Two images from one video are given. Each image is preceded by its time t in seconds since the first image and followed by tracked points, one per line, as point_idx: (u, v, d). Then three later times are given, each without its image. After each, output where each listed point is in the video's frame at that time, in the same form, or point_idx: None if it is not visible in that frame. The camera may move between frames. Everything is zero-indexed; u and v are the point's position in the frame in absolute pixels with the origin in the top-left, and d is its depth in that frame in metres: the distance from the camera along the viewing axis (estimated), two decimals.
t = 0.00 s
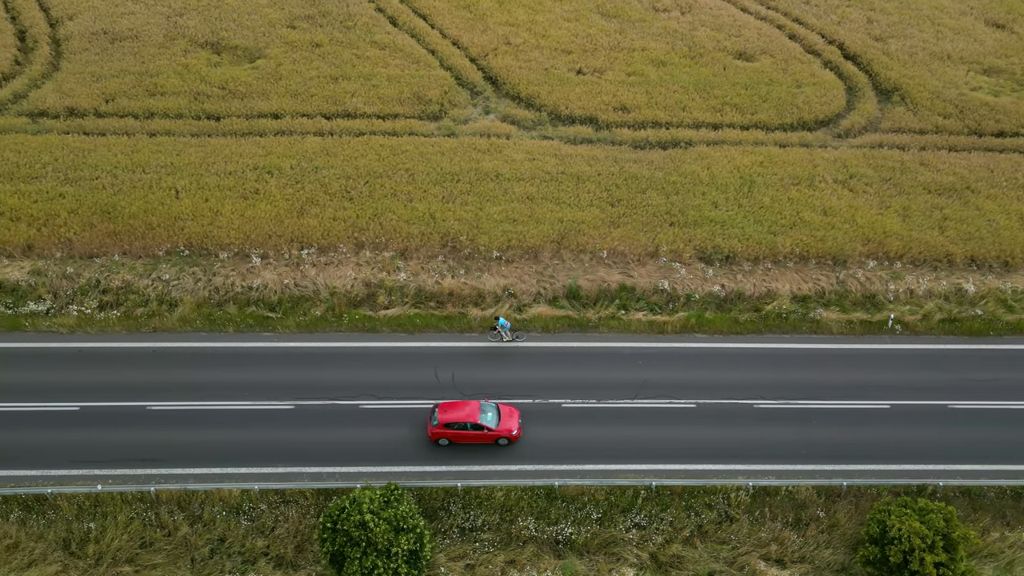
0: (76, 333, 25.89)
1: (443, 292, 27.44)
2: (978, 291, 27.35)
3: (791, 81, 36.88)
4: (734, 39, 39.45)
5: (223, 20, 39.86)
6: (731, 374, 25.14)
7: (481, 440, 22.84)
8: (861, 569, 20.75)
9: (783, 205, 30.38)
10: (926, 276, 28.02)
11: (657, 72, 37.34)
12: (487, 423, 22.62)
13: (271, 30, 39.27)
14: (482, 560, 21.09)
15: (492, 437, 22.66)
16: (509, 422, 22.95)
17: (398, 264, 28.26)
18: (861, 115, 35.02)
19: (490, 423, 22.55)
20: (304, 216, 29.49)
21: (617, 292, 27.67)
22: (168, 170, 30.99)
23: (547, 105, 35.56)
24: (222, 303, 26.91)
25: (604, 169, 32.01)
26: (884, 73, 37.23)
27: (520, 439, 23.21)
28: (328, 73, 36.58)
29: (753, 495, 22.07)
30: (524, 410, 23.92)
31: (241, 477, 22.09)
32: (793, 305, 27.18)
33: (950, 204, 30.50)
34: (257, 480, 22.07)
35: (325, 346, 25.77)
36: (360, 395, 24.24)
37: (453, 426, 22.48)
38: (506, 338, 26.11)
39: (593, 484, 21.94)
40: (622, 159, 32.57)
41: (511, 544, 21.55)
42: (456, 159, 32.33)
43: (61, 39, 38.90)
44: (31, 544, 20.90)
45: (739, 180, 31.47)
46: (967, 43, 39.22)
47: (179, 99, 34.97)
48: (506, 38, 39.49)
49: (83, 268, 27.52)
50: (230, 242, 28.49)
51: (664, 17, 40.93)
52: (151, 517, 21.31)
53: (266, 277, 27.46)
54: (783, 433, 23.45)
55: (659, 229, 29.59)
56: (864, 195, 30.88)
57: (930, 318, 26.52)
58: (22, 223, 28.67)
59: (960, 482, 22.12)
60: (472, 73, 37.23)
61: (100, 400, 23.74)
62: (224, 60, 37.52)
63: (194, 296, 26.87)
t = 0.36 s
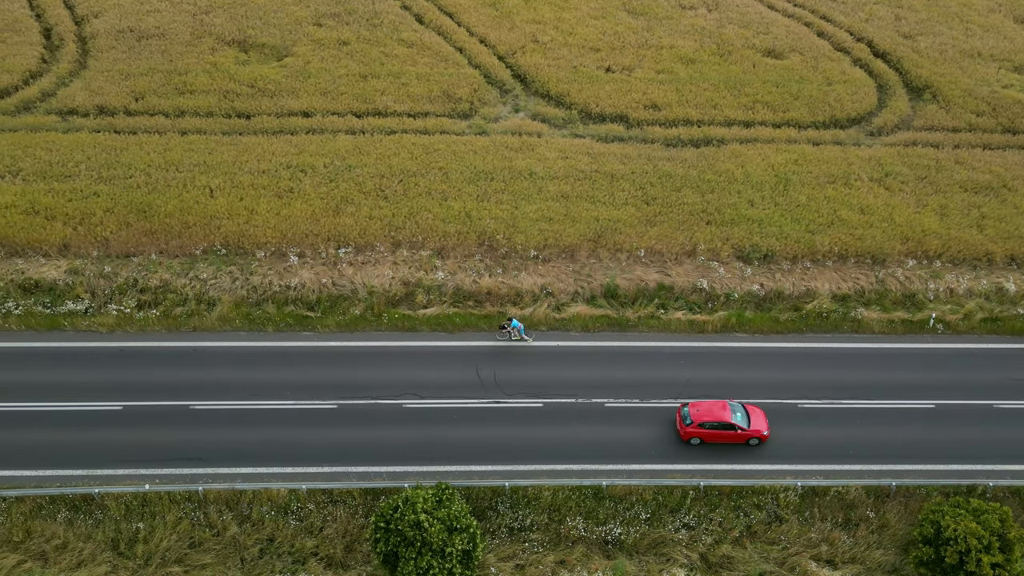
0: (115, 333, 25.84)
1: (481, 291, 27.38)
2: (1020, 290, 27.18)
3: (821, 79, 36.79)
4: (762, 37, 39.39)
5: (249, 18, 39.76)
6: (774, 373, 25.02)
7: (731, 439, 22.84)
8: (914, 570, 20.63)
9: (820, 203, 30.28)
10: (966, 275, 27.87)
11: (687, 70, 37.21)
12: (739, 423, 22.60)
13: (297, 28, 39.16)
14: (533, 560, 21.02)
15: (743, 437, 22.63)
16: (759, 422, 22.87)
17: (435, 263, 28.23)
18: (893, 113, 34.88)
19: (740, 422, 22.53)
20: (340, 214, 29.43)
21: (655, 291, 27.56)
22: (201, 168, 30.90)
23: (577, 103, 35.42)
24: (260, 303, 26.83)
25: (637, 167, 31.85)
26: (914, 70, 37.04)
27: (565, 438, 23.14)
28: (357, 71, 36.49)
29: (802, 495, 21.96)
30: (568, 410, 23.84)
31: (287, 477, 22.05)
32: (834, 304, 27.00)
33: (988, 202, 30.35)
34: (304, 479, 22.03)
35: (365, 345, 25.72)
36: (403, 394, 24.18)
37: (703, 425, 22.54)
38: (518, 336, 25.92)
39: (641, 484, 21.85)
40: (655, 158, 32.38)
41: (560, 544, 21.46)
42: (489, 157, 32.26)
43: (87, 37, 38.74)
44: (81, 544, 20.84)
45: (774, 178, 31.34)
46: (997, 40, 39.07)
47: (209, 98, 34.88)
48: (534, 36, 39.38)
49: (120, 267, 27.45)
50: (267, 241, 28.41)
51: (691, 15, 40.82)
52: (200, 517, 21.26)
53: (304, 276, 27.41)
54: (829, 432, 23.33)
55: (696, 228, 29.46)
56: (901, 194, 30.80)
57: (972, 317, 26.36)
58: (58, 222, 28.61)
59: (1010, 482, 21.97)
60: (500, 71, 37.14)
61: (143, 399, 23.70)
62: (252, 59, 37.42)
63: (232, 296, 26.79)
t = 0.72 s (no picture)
0: (152, 332, 25.80)
1: (517, 290, 27.29)
2: None
3: (850, 77, 36.61)
4: (789, 35, 39.28)
5: (274, 16, 39.64)
6: (814, 373, 24.88)
7: (962, 440, 22.62)
8: (964, 571, 20.48)
9: (854, 202, 30.16)
10: (1004, 274, 27.68)
11: (714, 68, 37.07)
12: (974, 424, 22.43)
13: (322, 26, 39.03)
14: (579, 561, 20.94)
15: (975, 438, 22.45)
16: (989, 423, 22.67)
17: (470, 262, 28.17)
18: (924, 111, 34.71)
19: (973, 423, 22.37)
20: (373, 213, 29.36)
21: (691, 290, 27.41)
22: (232, 167, 30.81)
23: (605, 101, 35.26)
24: (296, 302, 26.75)
25: (669, 165, 31.66)
26: (944, 67, 36.83)
27: (607, 438, 23.08)
28: (383, 69, 36.38)
29: (848, 496, 21.85)
30: (608, 410, 23.75)
31: (330, 476, 22.01)
32: (872, 303, 26.81)
33: None
34: (347, 479, 21.98)
35: (403, 345, 25.65)
36: (442, 394, 24.11)
37: (936, 426, 22.31)
38: (526, 335, 25.84)
39: (685, 484, 21.76)
40: (687, 156, 32.22)
41: (606, 544, 21.37)
42: (520, 156, 32.13)
43: (111, 34, 38.57)
44: (126, 544, 20.77)
45: (807, 176, 31.22)
46: None
47: (237, 96, 34.76)
48: (559, 33, 39.23)
49: (155, 266, 27.38)
50: (301, 239, 28.32)
51: (717, 12, 40.66)
52: (245, 516, 21.22)
53: (339, 275, 27.37)
54: (872, 432, 23.23)
55: (731, 226, 29.30)
56: (935, 192, 30.66)
57: (1012, 317, 26.19)
58: (91, 221, 28.53)
59: None
60: (527, 69, 37.00)
61: (183, 398, 23.66)
62: (277, 57, 37.30)
63: (267, 295, 26.71)
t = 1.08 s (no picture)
0: (193, 331, 25.75)
1: (556, 289, 27.20)
2: None
3: (882, 74, 36.45)
4: (818, 32, 39.16)
5: (301, 14, 39.53)
6: (858, 373, 24.77)
7: None
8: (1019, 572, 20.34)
9: (893, 200, 30.04)
10: None
11: (745, 66, 36.95)
12: None
13: (350, 24, 38.91)
14: (631, 561, 20.85)
15: None
16: None
17: (509, 261, 28.11)
18: (957, 108, 34.54)
19: None
20: (411, 212, 29.32)
21: (732, 289, 27.26)
22: (267, 165, 30.71)
23: (637, 99, 35.13)
24: (336, 300, 26.67)
25: (704, 163, 31.53)
26: (976, 64, 36.65)
27: (654, 438, 23.03)
28: (413, 68, 36.28)
29: (899, 496, 21.76)
30: (654, 410, 23.68)
31: (379, 476, 21.98)
32: (914, 302, 26.62)
33: None
34: (396, 479, 21.95)
35: (445, 344, 25.58)
36: (486, 393, 24.04)
37: None
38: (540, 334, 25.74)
39: (736, 484, 21.68)
40: (722, 154, 32.11)
41: (657, 545, 21.27)
42: (554, 154, 32.02)
43: (138, 32, 38.43)
44: (177, 544, 20.69)
45: (844, 174, 31.12)
46: None
47: (267, 94, 34.65)
48: (588, 31, 39.08)
49: (194, 265, 27.31)
50: (339, 238, 28.24)
51: (745, 10, 40.51)
52: (295, 516, 21.18)
53: (378, 274, 27.30)
54: (920, 432, 23.17)
55: (770, 224, 29.18)
56: (973, 190, 30.55)
57: None
58: (129, 219, 28.46)
59: None
60: (557, 67, 36.88)
61: (228, 397, 23.63)
62: (306, 55, 37.19)
63: (307, 294, 26.63)
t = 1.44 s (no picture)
0: (235, 330, 25.68)
1: (597, 288, 27.08)
2: None
3: (915, 71, 36.25)
4: (849, 30, 39.02)
5: (329, 11, 39.41)
6: (904, 372, 24.63)
7: None
8: None
9: (932, 198, 29.94)
10: None
11: (777, 63, 36.81)
12: None
13: (379, 21, 38.77)
14: (684, 562, 20.73)
15: None
16: None
17: (548, 260, 28.03)
18: (992, 106, 34.34)
19: None
20: (448, 210, 29.27)
21: (773, 288, 27.11)
22: (302, 164, 30.62)
23: (669, 97, 34.97)
24: (377, 299, 26.61)
25: (741, 161, 31.40)
26: (1009, 62, 36.44)
27: (701, 438, 22.94)
28: (444, 66, 36.16)
29: (952, 496, 21.63)
30: (700, 410, 23.59)
31: (428, 476, 21.94)
32: (957, 301, 26.42)
33: None
34: (445, 479, 21.91)
35: (488, 343, 25.50)
36: (531, 393, 23.97)
37: None
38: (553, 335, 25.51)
39: (787, 484, 21.59)
40: (757, 152, 31.97)
41: (710, 545, 21.15)
42: (589, 152, 31.89)
43: (166, 30, 38.27)
44: (229, 544, 20.65)
45: (882, 172, 31.01)
46: None
47: (299, 92, 34.51)
48: (617, 28, 38.90)
49: (234, 264, 27.24)
50: (378, 237, 28.19)
51: (774, 7, 40.36)
52: (346, 516, 21.14)
53: (418, 273, 27.25)
54: (968, 432, 23.08)
55: (809, 223, 29.05)
56: (1012, 189, 30.40)
57: None
58: (167, 218, 28.38)
59: None
60: (588, 65, 36.74)
61: (273, 397, 23.56)
62: (335, 53, 37.07)
63: (348, 293, 26.55)
